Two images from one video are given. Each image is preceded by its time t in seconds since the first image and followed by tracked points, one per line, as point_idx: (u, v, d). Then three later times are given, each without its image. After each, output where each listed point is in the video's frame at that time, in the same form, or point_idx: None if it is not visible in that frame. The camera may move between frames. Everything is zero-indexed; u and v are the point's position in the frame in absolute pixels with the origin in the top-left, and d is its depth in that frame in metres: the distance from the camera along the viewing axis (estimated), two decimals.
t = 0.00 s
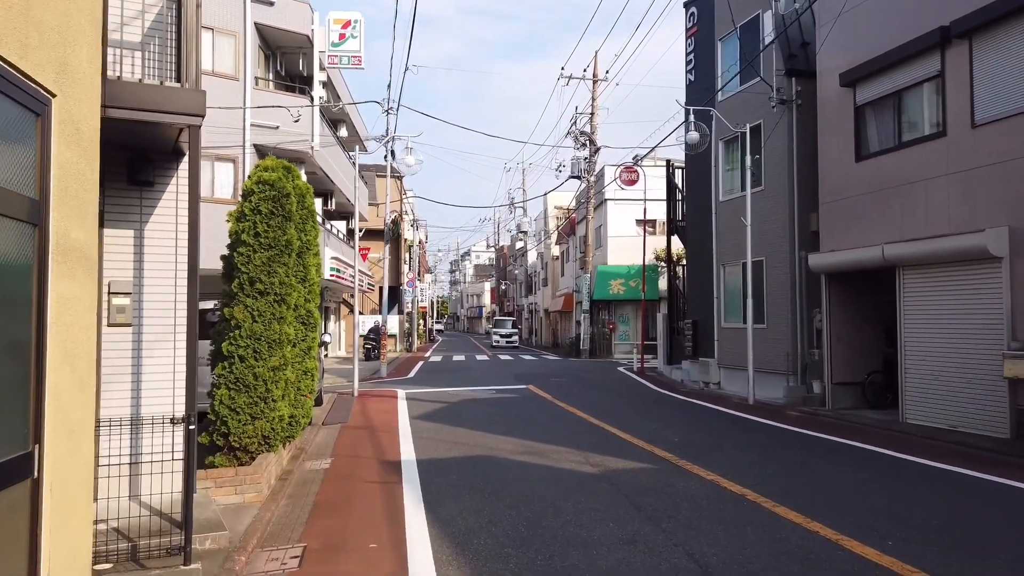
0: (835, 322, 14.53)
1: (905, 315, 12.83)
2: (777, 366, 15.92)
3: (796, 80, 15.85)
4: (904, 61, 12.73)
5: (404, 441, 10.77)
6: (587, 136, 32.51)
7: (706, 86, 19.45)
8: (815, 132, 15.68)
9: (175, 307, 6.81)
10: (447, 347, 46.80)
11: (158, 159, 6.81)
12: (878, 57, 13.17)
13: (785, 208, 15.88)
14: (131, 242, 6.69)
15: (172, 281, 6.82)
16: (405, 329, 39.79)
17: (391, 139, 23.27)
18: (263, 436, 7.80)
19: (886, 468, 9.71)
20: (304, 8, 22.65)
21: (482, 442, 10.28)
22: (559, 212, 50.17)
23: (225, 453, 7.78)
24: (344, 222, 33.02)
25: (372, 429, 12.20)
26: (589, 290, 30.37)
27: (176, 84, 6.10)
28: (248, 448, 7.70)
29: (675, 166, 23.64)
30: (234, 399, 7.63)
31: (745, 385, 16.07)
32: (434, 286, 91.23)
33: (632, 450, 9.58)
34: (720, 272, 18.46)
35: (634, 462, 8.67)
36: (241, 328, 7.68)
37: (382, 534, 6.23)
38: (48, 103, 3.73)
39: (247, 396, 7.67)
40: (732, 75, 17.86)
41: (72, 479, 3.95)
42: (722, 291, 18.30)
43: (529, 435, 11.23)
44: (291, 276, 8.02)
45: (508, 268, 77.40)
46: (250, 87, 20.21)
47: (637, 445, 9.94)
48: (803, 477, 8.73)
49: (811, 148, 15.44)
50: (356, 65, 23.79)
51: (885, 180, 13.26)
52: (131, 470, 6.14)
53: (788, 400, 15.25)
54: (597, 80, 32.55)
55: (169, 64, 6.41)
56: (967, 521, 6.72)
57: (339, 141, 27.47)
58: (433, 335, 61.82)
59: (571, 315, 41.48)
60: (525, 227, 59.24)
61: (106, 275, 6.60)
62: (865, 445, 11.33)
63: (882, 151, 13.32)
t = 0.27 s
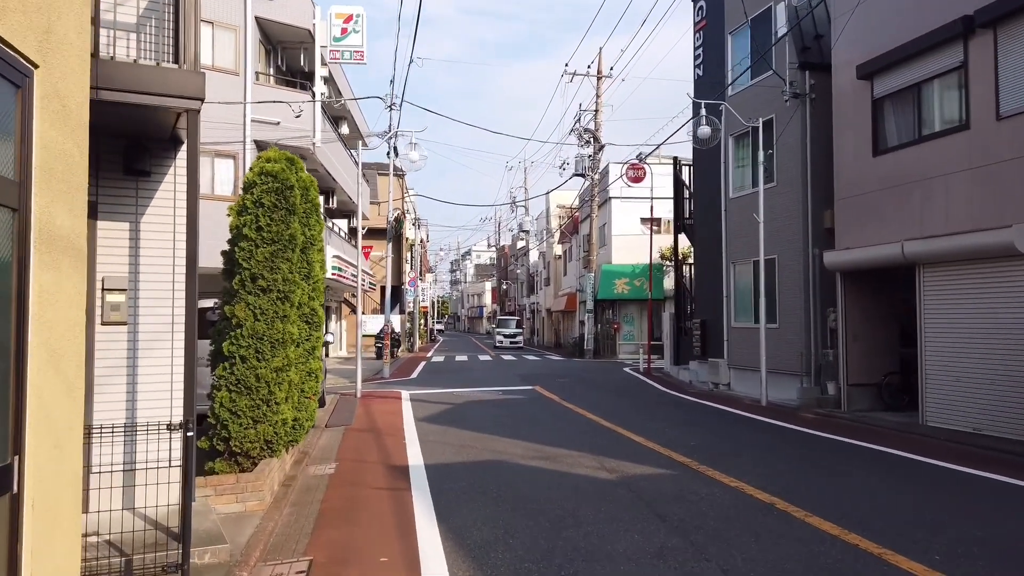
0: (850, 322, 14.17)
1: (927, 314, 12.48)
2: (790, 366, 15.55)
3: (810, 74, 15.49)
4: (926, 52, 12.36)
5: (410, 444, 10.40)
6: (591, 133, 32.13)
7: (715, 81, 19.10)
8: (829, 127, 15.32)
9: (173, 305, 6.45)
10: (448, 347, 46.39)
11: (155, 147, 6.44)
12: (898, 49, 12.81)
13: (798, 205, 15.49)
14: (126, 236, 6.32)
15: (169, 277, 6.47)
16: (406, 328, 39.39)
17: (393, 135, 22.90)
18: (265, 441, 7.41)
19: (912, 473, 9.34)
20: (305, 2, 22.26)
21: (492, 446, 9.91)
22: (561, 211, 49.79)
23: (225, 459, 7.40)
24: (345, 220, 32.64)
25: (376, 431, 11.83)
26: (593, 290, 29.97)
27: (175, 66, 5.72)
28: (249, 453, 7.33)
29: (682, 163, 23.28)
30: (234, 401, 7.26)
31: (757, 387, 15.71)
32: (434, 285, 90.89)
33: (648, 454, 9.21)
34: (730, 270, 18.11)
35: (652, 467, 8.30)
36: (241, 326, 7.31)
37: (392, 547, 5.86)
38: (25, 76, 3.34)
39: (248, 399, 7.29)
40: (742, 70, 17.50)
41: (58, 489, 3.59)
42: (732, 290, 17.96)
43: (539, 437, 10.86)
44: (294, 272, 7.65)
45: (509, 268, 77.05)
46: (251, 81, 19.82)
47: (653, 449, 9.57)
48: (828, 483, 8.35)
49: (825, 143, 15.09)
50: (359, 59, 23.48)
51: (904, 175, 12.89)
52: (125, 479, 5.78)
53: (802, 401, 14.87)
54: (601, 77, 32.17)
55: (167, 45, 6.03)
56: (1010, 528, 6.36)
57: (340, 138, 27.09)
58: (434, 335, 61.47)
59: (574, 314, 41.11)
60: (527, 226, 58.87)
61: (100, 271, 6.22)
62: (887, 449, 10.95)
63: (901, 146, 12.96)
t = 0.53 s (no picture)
0: (864, 322, 13.84)
1: (944, 315, 12.16)
2: (801, 368, 15.24)
3: (822, 69, 15.16)
4: (945, 45, 12.02)
5: (415, 449, 10.07)
6: (594, 131, 31.79)
7: (722, 77, 18.79)
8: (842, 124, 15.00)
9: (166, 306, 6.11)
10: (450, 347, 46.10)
11: (150, 140, 6.11)
12: (915, 42, 12.47)
13: (809, 204, 15.18)
14: (117, 234, 5.97)
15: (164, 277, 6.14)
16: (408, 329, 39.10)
17: (396, 133, 22.58)
18: (265, 448, 7.07)
19: (936, 480, 9.03)
20: None
21: (500, 451, 9.61)
22: (564, 210, 49.51)
23: (222, 467, 7.05)
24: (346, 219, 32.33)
25: (380, 435, 11.53)
26: (597, 289, 29.63)
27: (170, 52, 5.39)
28: (248, 461, 6.98)
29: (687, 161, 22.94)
30: (233, 406, 6.91)
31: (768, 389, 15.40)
32: (435, 285, 90.62)
33: (662, 460, 8.87)
34: (739, 270, 17.80)
35: (668, 474, 7.97)
36: (240, 328, 6.96)
37: (401, 561, 5.55)
38: None
39: (247, 404, 6.95)
40: (752, 66, 17.19)
41: (36, 510, 3.27)
42: (741, 290, 17.66)
43: (547, 442, 10.54)
44: (296, 271, 7.31)
45: (510, 268, 76.75)
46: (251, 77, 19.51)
47: (667, 455, 9.26)
48: (852, 490, 8.04)
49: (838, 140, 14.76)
50: (360, 57, 22.64)
51: (920, 173, 12.56)
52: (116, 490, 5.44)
53: (814, 404, 14.53)
54: (605, 75, 31.84)
55: (161, 30, 5.68)
56: None
57: (342, 136, 26.76)
58: (435, 334, 61.17)
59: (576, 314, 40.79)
60: (528, 225, 58.57)
61: (90, 271, 5.88)
62: (906, 454, 10.64)
63: (918, 142, 12.63)
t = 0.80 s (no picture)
0: (879, 321, 13.46)
1: (965, 313, 11.78)
2: (813, 368, 14.86)
3: (835, 61, 14.77)
4: (965, 34, 11.63)
5: (419, 452, 9.68)
6: (598, 128, 31.40)
7: (730, 71, 18.41)
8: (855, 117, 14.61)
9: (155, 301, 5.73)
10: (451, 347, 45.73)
11: (137, 123, 5.72)
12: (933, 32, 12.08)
13: (822, 199, 14.79)
14: (102, 224, 5.58)
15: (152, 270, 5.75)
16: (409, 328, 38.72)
17: (397, 129, 22.21)
18: (261, 453, 6.67)
19: (963, 484, 8.64)
20: None
21: (507, 454, 9.22)
22: (566, 208, 49.13)
23: (216, 473, 6.66)
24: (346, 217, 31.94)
25: (382, 437, 11.15)
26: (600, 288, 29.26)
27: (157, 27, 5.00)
28: (243, 466, 6.58)
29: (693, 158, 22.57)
30: (227, 408, 6.51)
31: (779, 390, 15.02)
32: (435, 284, 90.25)
33: (676, 465, 8.49)
34: (748, 268, 17.43)
35: (685, 479, 7.58)
36: (235, 325, 6.57)
37: None
38: None
39: (242, 406, 6.55)
40: (762, 59, 16.80)
41: None
42: (750, 288, 17.28)
43: (555, 445, 10.17)
44: (293, 265, 6.93)
45: (511, 267, 76.35)
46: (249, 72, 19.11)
47: (682, 459, 8.88)
48: (878, 495, 7.66)
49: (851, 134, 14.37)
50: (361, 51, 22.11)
51: (939, 166, 12.17)
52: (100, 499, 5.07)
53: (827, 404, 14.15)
54: (608, 71, 31.46)
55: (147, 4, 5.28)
56: None
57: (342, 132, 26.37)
58: (436, 334, 60.79)
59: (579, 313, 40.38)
60: (530, 224, 58.20)
61: (73, 264, 5.50)
62: (927, 457, 10.25)
63: (936, 134, 12.24)
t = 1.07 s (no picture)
0: (899, 316, 13.06)
1: (990, 308, 11.38)
2: (829, 365, 14.48)
3: (852, 49, 14.31)
4: (991, 19, 11.19)
5: (427, 454, 9.30)
6: (602, 121, 30.97)
7: (741, 60, 17.98)
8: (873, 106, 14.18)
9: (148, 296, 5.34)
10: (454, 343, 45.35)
11: (129, 107, 5.34)
12: (955, 18, 11.67)
13: (839, 192, 14.38)
14: (91, 214, 5.20)
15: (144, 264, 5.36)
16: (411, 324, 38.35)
17: (400, 121, 21.80)
18: (262, 457, 6.29)
19: (997, 487, 8.26)
20: None
21: (520, 456, 8.84)
22: (569, 202, 48.70)
23: (213, 478, 6.26)
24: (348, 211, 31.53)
25: (388, 437, 10.77)
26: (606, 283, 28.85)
27: None
28: (242, 472, 6.20)
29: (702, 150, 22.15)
30: (226, 409, 6.12)
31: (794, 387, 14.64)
32: (437, 279, 89.90)
33: (697, 467, 8.12)
34: (760, 261, 17.04)
35: (708, 484, 7.21)
36: (234, 322, 6.18)
37: None
38: None
39: (241, 408, 6.16)
40: (775, 47, 16.36)
41: None
42: (763, 282, 16.89)
43: (567, 446, 9.80)
44: (295, 258, 6.54)
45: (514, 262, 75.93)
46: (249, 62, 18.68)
47: (703, 461, 8.50)
48: (912, 500, 7.28)
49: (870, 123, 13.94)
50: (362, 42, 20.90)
51: (961, 157, 11.76)
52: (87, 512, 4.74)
53: (844, 402, 13.77)
54: (613, 63, 31.01)
55: None
56: None
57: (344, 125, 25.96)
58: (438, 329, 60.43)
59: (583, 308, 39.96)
60: (533, 218, 57.79)
61: (57, 256, 5.11)
62: (955, 458, 9.87)
63: (960, 123, 11.82)
